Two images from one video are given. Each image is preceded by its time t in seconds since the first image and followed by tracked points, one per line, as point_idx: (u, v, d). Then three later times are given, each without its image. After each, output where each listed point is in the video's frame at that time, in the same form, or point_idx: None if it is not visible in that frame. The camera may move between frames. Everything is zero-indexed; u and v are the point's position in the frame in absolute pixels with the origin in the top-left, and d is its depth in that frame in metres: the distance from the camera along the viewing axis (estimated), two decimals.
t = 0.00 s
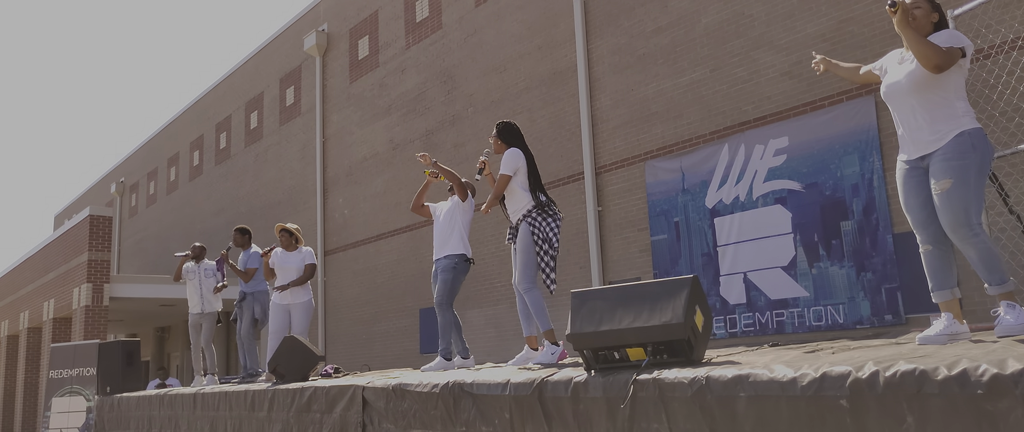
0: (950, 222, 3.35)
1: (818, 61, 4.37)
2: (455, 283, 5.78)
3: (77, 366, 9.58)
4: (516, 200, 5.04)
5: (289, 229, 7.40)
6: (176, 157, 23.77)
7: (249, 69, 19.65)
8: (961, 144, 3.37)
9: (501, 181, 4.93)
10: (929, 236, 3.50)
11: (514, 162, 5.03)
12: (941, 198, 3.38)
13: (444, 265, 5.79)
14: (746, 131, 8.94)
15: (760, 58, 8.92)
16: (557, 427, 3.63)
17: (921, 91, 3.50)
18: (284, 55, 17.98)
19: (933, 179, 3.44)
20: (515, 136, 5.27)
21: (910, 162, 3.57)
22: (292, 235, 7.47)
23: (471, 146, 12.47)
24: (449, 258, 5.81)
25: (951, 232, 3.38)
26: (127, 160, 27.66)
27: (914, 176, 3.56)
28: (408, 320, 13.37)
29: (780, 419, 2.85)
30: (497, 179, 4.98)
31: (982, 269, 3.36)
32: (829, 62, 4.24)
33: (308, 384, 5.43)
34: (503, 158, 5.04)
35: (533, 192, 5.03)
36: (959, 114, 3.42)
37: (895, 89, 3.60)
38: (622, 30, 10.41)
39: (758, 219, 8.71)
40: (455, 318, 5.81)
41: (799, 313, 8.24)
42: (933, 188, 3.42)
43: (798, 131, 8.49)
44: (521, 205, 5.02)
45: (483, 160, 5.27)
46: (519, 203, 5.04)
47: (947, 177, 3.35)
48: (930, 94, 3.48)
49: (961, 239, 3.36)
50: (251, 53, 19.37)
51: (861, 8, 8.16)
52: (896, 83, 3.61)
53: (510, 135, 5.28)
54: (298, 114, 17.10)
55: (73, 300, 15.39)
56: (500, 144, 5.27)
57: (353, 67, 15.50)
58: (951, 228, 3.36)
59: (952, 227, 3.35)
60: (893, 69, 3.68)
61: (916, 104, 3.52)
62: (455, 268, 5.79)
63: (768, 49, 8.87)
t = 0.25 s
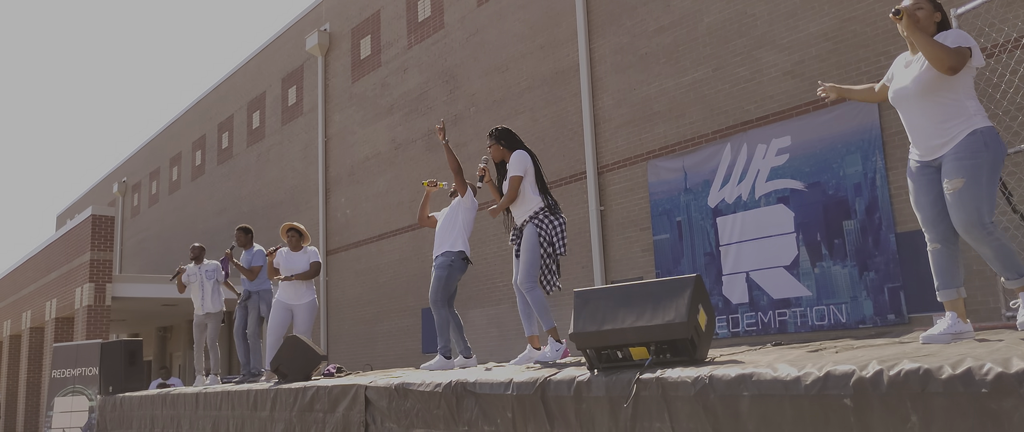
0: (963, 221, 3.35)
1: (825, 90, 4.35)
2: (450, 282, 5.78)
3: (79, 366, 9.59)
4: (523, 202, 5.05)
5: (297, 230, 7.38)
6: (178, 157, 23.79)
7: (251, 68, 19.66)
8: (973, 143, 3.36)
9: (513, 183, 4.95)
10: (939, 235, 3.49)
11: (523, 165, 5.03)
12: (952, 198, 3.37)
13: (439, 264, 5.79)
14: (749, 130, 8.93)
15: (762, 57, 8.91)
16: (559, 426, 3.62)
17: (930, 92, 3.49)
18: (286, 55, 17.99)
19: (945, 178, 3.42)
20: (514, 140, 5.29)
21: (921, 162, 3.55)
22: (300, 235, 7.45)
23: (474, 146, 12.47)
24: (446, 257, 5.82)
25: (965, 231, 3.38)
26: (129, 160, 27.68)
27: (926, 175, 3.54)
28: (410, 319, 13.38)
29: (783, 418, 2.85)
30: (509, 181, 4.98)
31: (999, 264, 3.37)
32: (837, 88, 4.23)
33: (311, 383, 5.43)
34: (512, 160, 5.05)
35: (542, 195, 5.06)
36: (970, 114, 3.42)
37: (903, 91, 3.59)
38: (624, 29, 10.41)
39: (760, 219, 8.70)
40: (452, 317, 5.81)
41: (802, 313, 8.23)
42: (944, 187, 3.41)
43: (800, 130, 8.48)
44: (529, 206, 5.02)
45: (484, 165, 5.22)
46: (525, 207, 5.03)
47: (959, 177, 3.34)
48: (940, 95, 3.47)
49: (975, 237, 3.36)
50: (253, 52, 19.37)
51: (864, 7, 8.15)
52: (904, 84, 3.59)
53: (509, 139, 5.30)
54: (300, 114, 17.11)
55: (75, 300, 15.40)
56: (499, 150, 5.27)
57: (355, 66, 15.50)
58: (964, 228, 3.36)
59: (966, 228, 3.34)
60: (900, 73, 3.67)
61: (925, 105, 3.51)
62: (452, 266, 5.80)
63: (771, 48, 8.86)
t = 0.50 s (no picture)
0: (981, 227, 3.19)
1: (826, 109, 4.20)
2: (448, 284, 5.78)
3: (80, 366, 9.60)
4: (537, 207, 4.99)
5: (295, 233, 7.40)
6: (179, 157, 23.81)
7: (252, 68, 19.67)
8: (1007, 153, 3.23)
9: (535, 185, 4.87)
10: (947, 241, 3.32)
11: (543, 170, 4.99)
12: (977, 203, 3.22)
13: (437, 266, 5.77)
14: (750, 129, 8.92)
15: (764, 56, 8.90)
16: (561, 426, 3.62)
17: (960, 107, 3.33)
18: (287, 55, 18.00)
19: (972, 184, 3.27)
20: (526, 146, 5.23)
21: (948, 172, 3.40)
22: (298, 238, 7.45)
23: (475, 146, 12.46)
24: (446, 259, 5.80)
25: (979, 238, 3.22)
26: (130, 160, 27.72)
27: (948, 180, 3.39)
28: (411, 319, 13.38)
29: (786, 418, 2.84)
30: (530, 184, 4.90)
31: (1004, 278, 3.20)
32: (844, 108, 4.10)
33: (312, 383, 5.42)
34: (529, 165, 4.98)
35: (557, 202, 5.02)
36: (1003, 126, 3.28)
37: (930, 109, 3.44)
38: (625, 29, 10.40)
39: (762, 218, 8.69)
40: (450, 319, 5.80)
41: (804, 312, 8.22)
42: (970, 192, 3.26)
43: (802, 130, 8.47)
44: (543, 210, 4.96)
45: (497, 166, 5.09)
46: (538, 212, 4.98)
47: (988, 183, 3.20)
48: (970, 110, 3.32)
49: (988, 245, 3.20)
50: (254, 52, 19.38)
51: (865, 6, 8.15)
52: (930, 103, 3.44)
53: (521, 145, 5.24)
54: (301, 114, 17.12)
55: (76, 300, 15.41)
56: (513, 155, 5.18)
57: (356, 66, 15.51)
58: (980, 233, 3.20)
59: (981, 235, 3.18)
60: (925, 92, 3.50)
61: (956, 121, 3.36)
62: (449, 270, 5.78)
63: (772, 47, 8.85)
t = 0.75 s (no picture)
0: (1011, 214, 3.19)
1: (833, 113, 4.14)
2: (447, 283, 5.78)
3: (81, 366, 9.59)
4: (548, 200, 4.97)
5: (286, 228, 7.38)
6: (180, 157, 23.82)
7: (253, 68, 19.67)
8: None
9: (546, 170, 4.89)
10: (972, 230, 3.30)
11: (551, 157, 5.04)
12: (1005, 189, 3.20)
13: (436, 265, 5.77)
14: (751, 129, 8.91)
15: (765, 56, 8.89)
16: (563, 427, 3.61)
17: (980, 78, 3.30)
18: (288, 55, 18.01)
19: (992, 170, 3.25)
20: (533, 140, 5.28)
21: (960, 154, 3.36)
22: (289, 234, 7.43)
23: (476, 146, 12.45)
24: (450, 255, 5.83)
25: (1010, 223, 3.21)
26: (131, 160, 27.73)
27: (965, 167, 3.34)
28: (412, 319, 13.38)
29: (787, 419, 2.83)
30: (541, 170, 4.91)
31: None
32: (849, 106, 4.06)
33: (313, 383, 5.42)
34: (538, 154, 5.01)
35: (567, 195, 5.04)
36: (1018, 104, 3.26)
37: (947, 79, 3.39)
38: (627, 28, 10.39)
39: (764, 218, 8.68)
40: (451, 319, 5.78)
41: (805, 312, 8.20)
42: (993, 179, 3.24)
43: (803, 129, 8.47)
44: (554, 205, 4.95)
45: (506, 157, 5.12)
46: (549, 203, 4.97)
47: (1013, 168, 3.18)
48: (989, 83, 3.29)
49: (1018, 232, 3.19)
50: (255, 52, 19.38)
51: (867, 6, 8.14)
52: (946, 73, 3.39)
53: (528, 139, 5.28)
54: (301, 114, 17.12)
55: (77, 300, 15.41)
56: (519, 146, 5.21)
57: (357, 66, 15.50)
58: (1010, 220, 3.19)
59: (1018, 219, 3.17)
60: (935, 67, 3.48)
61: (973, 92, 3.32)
62: (449, 268, 5.78)
63: (774, 47, 8.84)
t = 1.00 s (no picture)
0: (1011, 215, 3.17)
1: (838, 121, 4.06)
2: (446, 283, 5.77)
3: (82, 366, 9.59)
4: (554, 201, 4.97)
5: (285, 228, 7.35)
6: (181, 157, 23.83)
7: (254, 68, 19.67)
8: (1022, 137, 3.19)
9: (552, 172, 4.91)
10: (970, 233, 3.31)
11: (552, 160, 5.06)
12: (1003, 191, 3.19)
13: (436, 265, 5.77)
14: (752, 129, 8.91)
15: (766, 56, 8.89)
16: (564, 427, 3.61)
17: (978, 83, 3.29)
18: (288, 55, 18.01)
19: (989, 173, 3.24)
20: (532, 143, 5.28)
21: (956, 158, 3.35)
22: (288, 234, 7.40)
23: (477, 146, 12.45)
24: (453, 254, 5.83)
25: (1008, 225, 3.20)
26: (132, 160, 27.74)
27: (963, 170, 3.33)
28: (413, 319, 13.37)
29: (789, 419, 2.83)
30: (546, 173, 4.93)
31: None
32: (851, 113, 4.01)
33: (314, 383, 5.42)
34: (541, 157, 5.02)
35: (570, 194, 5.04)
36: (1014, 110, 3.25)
37: (945, 83, 3.38)
38: (628, 28, 10.38)
39: (765, 218, 8.67)
40: (451, 318, 5.78)
41: (806, 312, 8.20)
42: (991, 180, 3.22)
43: (804, 129, 8.46)
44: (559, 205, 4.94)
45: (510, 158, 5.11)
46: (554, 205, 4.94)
47: (1011, 170, 3.17)
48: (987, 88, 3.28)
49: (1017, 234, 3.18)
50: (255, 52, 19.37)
51: (868, 5, 8.13)
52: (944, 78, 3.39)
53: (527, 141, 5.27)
54: (302, 114, 17.12)
55: (78, 300, 15.41)
56: (519, 148, 5.20)
57: (358, 66, 15.50)
58: (1009, 222, 3.18)
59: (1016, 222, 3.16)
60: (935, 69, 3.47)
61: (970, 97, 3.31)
62: (449, 267, 5.78)
63: (775, 47, 8.83)
